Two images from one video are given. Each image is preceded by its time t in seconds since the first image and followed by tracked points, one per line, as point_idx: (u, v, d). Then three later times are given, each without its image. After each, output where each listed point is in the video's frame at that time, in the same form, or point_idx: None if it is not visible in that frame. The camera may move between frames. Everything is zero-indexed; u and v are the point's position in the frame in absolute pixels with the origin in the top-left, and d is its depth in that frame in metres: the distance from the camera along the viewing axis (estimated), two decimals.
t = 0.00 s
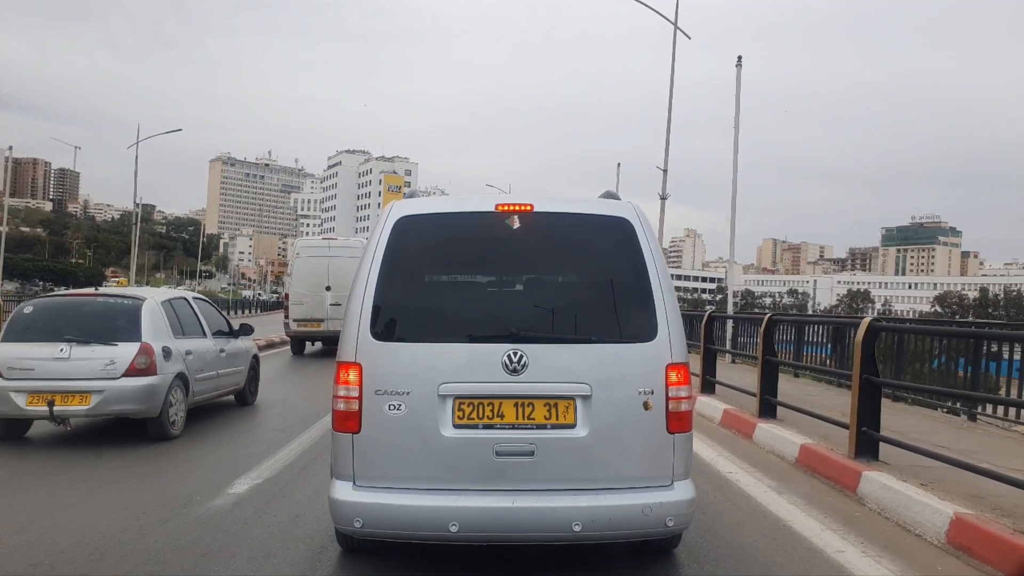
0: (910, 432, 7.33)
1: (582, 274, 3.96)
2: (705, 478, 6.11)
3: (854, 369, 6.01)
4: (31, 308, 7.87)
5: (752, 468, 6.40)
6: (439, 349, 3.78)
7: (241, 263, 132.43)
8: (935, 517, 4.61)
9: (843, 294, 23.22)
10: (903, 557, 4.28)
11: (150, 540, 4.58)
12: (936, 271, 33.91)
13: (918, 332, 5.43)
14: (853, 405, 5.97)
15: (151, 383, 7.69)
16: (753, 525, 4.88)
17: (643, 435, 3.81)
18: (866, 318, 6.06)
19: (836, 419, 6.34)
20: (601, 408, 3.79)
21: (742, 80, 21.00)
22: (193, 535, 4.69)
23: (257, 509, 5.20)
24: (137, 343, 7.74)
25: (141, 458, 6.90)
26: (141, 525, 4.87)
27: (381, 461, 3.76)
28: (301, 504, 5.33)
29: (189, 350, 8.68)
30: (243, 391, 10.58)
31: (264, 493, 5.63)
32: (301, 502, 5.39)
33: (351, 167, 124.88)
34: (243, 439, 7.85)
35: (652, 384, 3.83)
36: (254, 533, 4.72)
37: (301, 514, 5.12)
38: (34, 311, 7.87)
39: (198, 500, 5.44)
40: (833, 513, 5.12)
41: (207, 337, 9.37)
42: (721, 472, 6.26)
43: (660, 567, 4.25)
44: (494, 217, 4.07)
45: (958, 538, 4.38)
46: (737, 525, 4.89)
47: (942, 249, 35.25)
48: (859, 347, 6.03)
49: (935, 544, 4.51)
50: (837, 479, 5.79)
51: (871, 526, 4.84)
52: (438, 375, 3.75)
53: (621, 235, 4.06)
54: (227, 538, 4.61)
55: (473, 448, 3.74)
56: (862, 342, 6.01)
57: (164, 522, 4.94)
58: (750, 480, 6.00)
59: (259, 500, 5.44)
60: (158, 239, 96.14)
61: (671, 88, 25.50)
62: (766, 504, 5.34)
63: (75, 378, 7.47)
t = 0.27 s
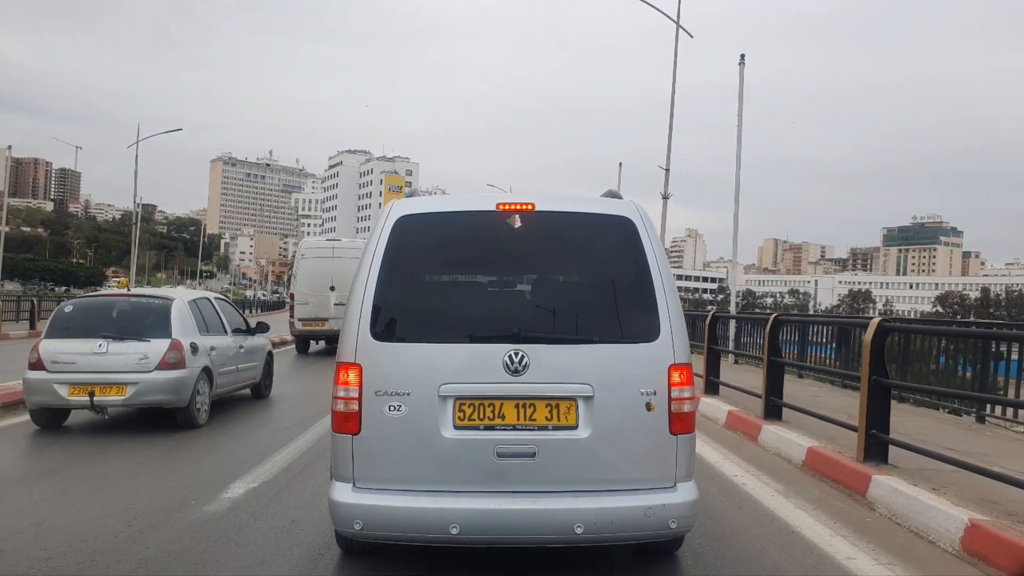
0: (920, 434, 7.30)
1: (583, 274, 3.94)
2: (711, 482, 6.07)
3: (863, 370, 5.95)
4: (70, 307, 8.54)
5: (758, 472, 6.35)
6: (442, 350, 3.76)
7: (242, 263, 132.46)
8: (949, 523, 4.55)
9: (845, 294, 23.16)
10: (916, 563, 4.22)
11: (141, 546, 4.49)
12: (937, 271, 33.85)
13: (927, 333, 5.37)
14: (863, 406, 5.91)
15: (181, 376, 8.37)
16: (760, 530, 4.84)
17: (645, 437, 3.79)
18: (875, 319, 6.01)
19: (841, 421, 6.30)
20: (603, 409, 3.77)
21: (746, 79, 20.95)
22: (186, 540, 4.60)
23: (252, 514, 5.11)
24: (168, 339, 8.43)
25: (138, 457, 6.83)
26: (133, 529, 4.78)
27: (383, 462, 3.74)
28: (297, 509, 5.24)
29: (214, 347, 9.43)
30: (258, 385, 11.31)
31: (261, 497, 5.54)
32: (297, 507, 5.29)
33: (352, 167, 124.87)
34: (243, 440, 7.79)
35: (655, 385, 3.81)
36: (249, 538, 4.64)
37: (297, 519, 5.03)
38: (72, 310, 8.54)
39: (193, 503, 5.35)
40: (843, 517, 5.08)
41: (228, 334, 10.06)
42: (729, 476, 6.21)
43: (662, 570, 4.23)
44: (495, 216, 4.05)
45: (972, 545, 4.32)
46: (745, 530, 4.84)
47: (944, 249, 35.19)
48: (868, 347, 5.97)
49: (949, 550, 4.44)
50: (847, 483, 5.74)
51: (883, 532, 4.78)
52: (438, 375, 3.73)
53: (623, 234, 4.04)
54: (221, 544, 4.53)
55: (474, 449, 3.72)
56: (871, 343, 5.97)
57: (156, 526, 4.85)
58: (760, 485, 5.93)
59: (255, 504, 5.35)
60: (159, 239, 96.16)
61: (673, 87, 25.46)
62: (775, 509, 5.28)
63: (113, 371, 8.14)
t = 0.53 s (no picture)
0: (928, 437, 7.27)
1: (584, 274, 3.93)
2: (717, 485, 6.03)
3: (871, 371, 5.89)
4: (105, 306, 9.22)
5: (764, 475, 6.31)
6: (444, 351, 3.75)
7: (243, 263, 132.52)
8: (961, 529, 4.49)
9: (847, 294, 23.15)
10: (928, 569, 4.16)
11: (134, 551, 4.41)
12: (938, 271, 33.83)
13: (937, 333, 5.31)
14: (869, 408, 5.86)
15: (206, 370, 9.04)
16: (767, 534, 4.80)
17: (647, 438, 3.78)
18: (883, 320, 5.97)
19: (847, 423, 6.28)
20: (604, 410, 3.76)
21: (749, 78, 20.94)
22: (180, 545, 4.52)
23: (248, 519, 5.03)
24: (195, 335, 9.11)
25: (136, 458, 6.75)
26: (126, 534, 4.70)
27: (383, 464, 3.73)
28: (294, 514, 5.16)
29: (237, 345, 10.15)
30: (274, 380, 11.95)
31: (258, 500, 5.46)
32: (294, 512, 5.21)
33: (353, 167, 124.93)
34: (242, 440, 7.73)
35: (657, 386, 3.80)
36: (244, 544, 4.56)
37: (293, 524, 4.95)
38: (107, 309, 9.23)
39: (188, 507, 5.27)
40: (852, 522, 5.03)
41: (247, 331, 10.76)
42: (736, 480, 6.15)
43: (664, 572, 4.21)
44: (497, 216, 4.04)
45: (986, 552, 4.25)
46: (752, 535, 4.79)
47: (945, 249, 35.18)
48: (877, 348, 5.91)
49: (961, 557, 4.38)
50: (857, 487, 5.69)
51: (894, 537, 4.73)
52: (439, 376, 3.72)
53: (625, 234, 4.03)
54: (215, 549, 4.44)
55: (475, 451, 3.71)
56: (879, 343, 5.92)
57: (150, 531, 4.77)
58: (767, 489, 5.86)
59: (251, 508, 5.28)
60: (160, 239, 96.25)
61: (675, 86, 25.44)
62: (782, 514, 5.21)
63: (145, 365, 8.81)
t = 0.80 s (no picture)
0: (933, 439, 7.26)
1: (585, 274, 3.93)
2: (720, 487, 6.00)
3: (877, 372, 5.79)
4: (133, 305, 9.90)
5: (768, 478, 6.27)
6: (446, 351, 3.74)
7: (245, 263, 132.59)
8: (972, 534, 4.41)
9: (848, 294, 23.16)
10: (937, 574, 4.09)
11: (129, 555, 4.35)
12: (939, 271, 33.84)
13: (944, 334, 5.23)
14: (876, 411, 5.79)
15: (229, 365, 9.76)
16: (770, 536, 4.78)
17: (647, 438, 3.77)
18: (890, 320, 5.90)
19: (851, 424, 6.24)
20: (606, 410, 3.75)
21: (751, 78, 20.95)
22: (176, 549, 4.46)
23: (245, 523, 4.97)
24: (218, 333, 9.85)
25: (134, 459, 6.69)
26: (121, 538, 4.64)
27: (384, 464, 3.73)
28: (292, 518, 5.10)
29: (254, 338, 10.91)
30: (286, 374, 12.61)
31: (255, 504, 5.40)
32: (292, 516, 5.15)
33: (354, 167, 124.99)
34: (240, 441, 7.67)
35: (658, 386, 3.80)
36: (241, 548, 4.50)
37: (291, 528, 4.89)
38: (135, 308, 9.93)
39: (184, 511, 5.21)
40: (859, 526, 4.96)
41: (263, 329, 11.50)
42: (740, 483, 6.10)
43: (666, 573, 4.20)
44: (498, 216, 4.04)
45: (997, 558, 4.17)
46: (758, 539, 4.74)
47: (946, 249, 35.18)
48: (882, 349, 5.82)
49: (972, 563, 4.30)
50: (863, 491, 5.64)
51: (902, 542, 4.65)
52: (439, 376, 3.71)
53: (626, 234, 4.03)
54: (211, 554, 4.38)
55: (476, 451, 3.70)
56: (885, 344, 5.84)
57: (145, 535, 4.70)
58: (771, 492, 5.81)
59: (248, 511, 5.22)
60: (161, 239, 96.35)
61: (677, 87, 25.45)
62: (787, 517, 5.16)
63: (172, 360, 9.53)
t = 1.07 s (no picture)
0: (938, 440, 7.24)
1: (586, 274, 3.92)
2: (723, 490, 5.97)
3: (884, 374, 5.77)
4: (157, 304, 10.56)
5: (773, 480, 6.24)
6: (448, 352, 3.74)
7: (246, 263, 132.63)
8: (982, 539, 4.35)
9: (849, 294, 23.16)
10: None
11: (123, 560, 4.29)
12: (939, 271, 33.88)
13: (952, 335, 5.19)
14: (883, 414, 5.77)
15: (247, 360, 10.41)
16: (774, 539, 4.76)
17: (647, 439, 3.77)
18: (897, 320, 5.84)
19: (856, 425, 6.22)
20: (607, 411, 3.75)
21: (753, 78, 20.93)
22: (170, 554, 4.40)
23: (242, 527, 4.91)
24: (236, 330, 10.51)
25: (132, 463, 6.64)
26: (116, 542, 4.58)
27: (385, 464, 3.72)
28: (289, 522, 5.03)
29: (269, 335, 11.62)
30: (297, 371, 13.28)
31: (253, 507, 5.35)
32: (289, 520, 5.08)
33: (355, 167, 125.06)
34: (240, 442, 7.62)
35: (659, 387, 3.79)
36: (237, 552, 4.44)
37: (288, 532, 4.82)
38: (159, 307, 10.58)
39: (181, 514, 5.16)
40: (866, 531, 4.91)
41: (277, 328, 12.17)
42: (743, 486, 6.06)
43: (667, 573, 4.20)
44: (499, 216, 4.03)
45: (1008, 563, 4.11)
46: (764, 543, 4.70)
47: (947, 249, 35.20)
48: (889, 350, 5.78)
49: (982, 568, 4.24)
50: (870, 494, 5.59)
51: (911, 547, 4.60)
52: (440, 376, 3.71)
53: (626, 234, 4.02)
54: (206, 558, 4.32)
55: (477, 452, 3.70)
56: (892, 344, 5.79)
57: (140, 539, 4.64)
58: (776, 496, 5.77)
59: (245, 515, 5.16)
60: (162, 239, 96.42)
61: (679, 86, 25.40)
62: (792, 521, 5.12)
63: (195, 355, 10.18)
